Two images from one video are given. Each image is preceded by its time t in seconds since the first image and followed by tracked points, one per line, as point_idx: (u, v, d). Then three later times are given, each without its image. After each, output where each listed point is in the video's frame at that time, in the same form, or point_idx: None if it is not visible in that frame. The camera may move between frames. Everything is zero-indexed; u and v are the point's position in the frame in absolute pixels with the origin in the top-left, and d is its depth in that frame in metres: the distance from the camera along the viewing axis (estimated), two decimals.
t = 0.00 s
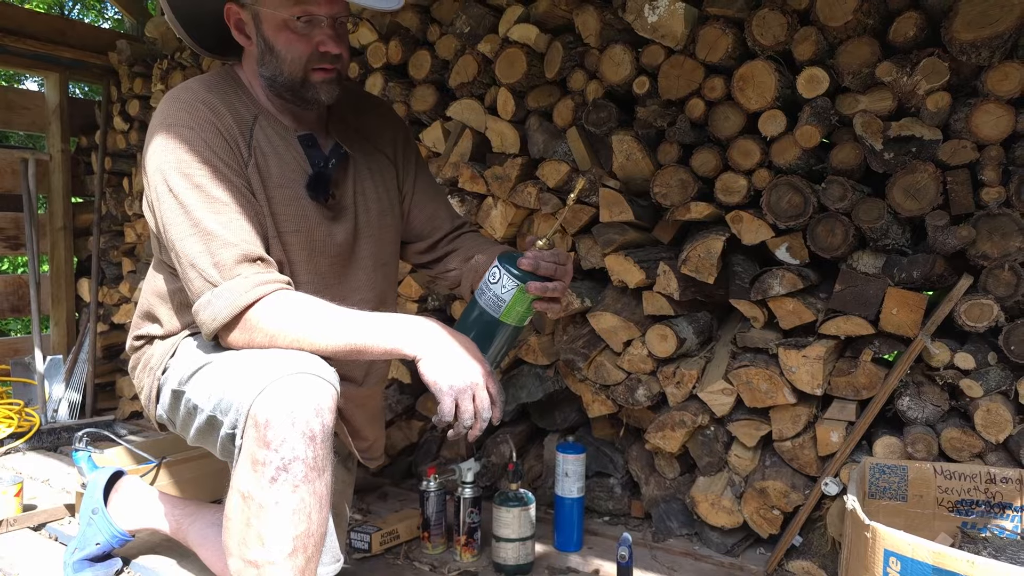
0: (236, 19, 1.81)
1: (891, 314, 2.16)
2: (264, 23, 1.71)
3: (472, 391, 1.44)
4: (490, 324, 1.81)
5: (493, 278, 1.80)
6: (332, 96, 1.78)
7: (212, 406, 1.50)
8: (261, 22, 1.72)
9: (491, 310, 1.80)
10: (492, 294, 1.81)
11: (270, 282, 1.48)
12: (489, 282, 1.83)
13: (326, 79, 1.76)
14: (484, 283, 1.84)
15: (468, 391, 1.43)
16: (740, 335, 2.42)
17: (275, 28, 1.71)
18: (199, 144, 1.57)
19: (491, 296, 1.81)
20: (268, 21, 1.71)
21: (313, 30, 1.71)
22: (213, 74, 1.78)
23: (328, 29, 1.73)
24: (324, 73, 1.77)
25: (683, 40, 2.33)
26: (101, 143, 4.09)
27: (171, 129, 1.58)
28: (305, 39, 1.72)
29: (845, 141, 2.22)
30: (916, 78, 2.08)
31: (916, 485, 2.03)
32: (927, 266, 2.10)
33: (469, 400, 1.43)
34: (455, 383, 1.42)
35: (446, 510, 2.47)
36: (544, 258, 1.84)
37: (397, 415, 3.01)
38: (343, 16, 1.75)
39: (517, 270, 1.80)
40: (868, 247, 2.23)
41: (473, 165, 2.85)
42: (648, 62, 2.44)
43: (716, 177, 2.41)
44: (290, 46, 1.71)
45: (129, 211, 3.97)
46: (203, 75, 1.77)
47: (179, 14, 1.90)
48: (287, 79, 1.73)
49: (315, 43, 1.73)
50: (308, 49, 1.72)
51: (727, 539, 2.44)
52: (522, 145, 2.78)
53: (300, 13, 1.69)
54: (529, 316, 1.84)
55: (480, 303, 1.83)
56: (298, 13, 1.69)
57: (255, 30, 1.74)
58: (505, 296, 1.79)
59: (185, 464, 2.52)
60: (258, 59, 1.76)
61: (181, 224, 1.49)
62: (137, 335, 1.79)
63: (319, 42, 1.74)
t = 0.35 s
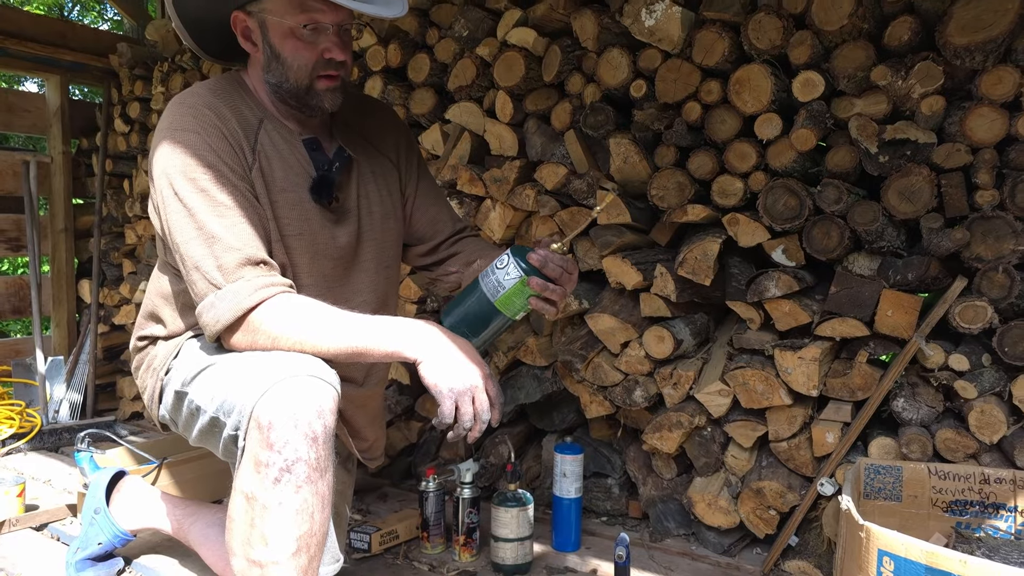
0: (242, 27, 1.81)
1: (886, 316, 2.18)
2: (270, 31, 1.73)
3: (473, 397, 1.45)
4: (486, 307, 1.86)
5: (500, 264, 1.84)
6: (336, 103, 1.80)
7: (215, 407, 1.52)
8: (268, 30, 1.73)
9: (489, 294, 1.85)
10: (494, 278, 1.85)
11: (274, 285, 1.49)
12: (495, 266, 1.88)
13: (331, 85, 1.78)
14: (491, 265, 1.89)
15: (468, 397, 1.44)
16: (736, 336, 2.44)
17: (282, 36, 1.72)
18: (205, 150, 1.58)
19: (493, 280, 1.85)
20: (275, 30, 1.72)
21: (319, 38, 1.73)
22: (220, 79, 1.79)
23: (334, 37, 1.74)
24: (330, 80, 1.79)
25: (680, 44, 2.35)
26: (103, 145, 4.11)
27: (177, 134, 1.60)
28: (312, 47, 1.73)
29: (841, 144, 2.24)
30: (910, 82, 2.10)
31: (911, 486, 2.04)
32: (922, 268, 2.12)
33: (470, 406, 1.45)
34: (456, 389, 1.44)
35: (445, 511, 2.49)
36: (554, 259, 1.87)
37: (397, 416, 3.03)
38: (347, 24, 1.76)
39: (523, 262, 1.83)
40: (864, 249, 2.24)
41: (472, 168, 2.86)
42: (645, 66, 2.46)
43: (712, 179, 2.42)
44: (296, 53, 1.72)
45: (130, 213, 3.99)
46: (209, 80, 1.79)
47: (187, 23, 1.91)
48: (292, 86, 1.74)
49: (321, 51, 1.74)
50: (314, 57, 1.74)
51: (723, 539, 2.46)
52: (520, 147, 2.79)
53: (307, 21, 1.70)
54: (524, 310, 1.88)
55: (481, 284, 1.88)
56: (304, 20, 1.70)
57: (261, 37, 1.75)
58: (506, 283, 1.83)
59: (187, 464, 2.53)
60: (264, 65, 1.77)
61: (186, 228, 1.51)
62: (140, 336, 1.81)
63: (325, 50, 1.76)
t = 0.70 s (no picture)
0: (262, 48, 1.89)
1: (872, 322, 2.26)
2: (289, 52, 1.81)
3: (474, 401, 1.54)
4: (482, 283, 1.98)
5: (503, 246, 1.96)
6: (349, 121, 1.88)
7: (232, 408, 1.60)
8: (286, 51, 1.82)
9: (487, 270, 1.97)
10: (495, 256, 1.97)
11: (290, 292, 1.58)
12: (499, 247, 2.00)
13: (345, 102, 1.86)
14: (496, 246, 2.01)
15: (469, 402, 1.53)
16: (728, 341, 2.53)
17: (300, 57, 1.81)
18: (226, 165, 1.67)
19: (493, 257, 1.97)
20: (293, 51, 1.81)
21: (334, 59, 1.82)
22: (239, 97, 1.88)
23: (348, 58, 1.84)
24: (344, 99, 1.88)
25: (673, 58, 2.43)
26: (114, 152, 4.21)
27: (199, 150, 1.68)
28: (327, 68, 1.82)
29: (828, 156, 2.33)
30: (894, 97, 2.19)
31: (894, 486, 2.12)
32: (907, 276, 2.20)
33: (470, 409, 1.54)
34: (459, 393, 1.52)
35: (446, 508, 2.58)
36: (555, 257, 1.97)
37: (400, 416, 3.12)
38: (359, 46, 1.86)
39: (523, 248, 1.94)
40: (851, 257, 2.32)
41: (472, 176, 2.96)
42: (640, 79, 2.55)
43: (705, 189, 2.51)
44: (313, 73, 1.81)
45: (139, 218, 4.09)
46: (229, 97, 1.88)
47: (211, 46, 2.01)
48: (308, 104, 1.83)
49: (336, 72, 1.83)
50: (329, 77, 1.82)
51: (715, 537, 2.54)
52: (519, 157, 2.88)
53: (324, 44, 1.80)
54: (516, 295, 1.97)
55: (483, 260, 2.00)
56: (322, 43, 1.80)
57: (281, 58, 1.83)
58: (503, 260, 1.94)
59: (198, 462, 2.62)
60: (280, 83, 1.86)
61: (208, 238, 1.60)
62: (159, 339, 1.89)
63: (340, 71, 1.85)
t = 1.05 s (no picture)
0: (287, 85, 2.03)
1: (856, 334, 2.39)
2: (313, 90, 1.97)
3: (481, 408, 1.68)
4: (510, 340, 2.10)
5: (520, 303, 2.06)
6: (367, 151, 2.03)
7: (259, 415, 1.74)
8: (311, 88, 1.98)
9: (513, 330, 2.08)
10: (516, 316, 2.07)
11: (312, 310, 1.72)
12: (513, 306, 2.08)
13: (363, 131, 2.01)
14: (508, 305, 2.09)
15: (477, 409, 1.67)
16: (720, 351, 2.66)
17: (323, 94, 1.97)
18: (254, 192, 1.81)
19: (515, 319, 2.07)
20: (318, 88, 1.97)
21: (354, 95, 1.97)
22: (264, 127, 2.02)
23: (366, 93, 1.98)
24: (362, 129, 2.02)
25: (668, 81, 2.56)
26: (131, 164, 4.35)
27: (230, 178, 1.82)
28: (348, 102, 1.97)
29: (815, 176, 2.45)
30: (877, 121, 2.31)
31: (876, 489, 2.24)
32: (889, 290, 2.33)
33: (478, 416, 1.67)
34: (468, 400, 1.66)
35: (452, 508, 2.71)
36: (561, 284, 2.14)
37: (406, 420, 3.25)
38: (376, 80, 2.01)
39: (542, 300, 2.07)
40: (837, 271, 2.44)
41: (477, 192, 3.09)
42: (637, 101, 2.68)
43: (698, 206, 2.64)
44: (334, 108, 1.96)
45: (156, 227, 4.23)
46: (254, 127, 2.02)
47: (239, 82, 2.15)
48: (329, 135, 1.97)
49: (356, 105, 1.98)
50: (349, 110, 1.97)
51: (708, 536, 2.67)
52: (521, 173, 3.00)
53: (346, 81, 1.95)
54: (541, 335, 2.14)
55: (502, 323, 2.08)
56: (343, 81, 1.95)
57: (304, 94, 1.99)
58: (530, 320, 2.06)
59: (218, 463, 2.76)
60: (303, 116, 2.01)
61: (237, 260, 1.73)
62: (188, 351, 2.03)
63: (359, 105, 2.00)
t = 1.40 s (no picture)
0: (304, 106, 2.18)
1: (844, 339, 2.51)
2: (327, 112, 2.11)
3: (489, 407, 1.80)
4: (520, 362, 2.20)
5: (528, 326, 2.16)
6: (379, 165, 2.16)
7: (283, 413, 1.87)
8: (326, 109, 2.12)
9: (524, 352, 2.19)
10: (526, 339, 2.18)
11: (332, 317, 1.85)
12: (522, 330, 2.18)
13: (375, 147, 2.14)
14: (517, 329, 2.18)
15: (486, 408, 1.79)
16: (716, 355, 2.78)
17: (336, 114, 2.10)
18: (278, 206, 1.94)
19: (525, 342, 2.17)
20: (331, 109, 2.11)
21: (365, 114, 2.10)
22: (286, 146, 2.16)
23: (377, 112, 2.11)
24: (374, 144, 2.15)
25: (666, 97, 2.67)
26: (149, 171, 4.50)
27: (256, 193, 1.96)
28: (360, 121, 2.10)
29: (807, 188, 2.57)
30: (866, 137, 2.43)
31: (862, 486, 2.36)
32: (876, 297, 2.46)
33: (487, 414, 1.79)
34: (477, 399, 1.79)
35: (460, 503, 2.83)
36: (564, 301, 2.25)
37: (415, 420, 3.38)
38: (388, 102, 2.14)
39: (549, 322, 2.18)
40: (828, 279, 2.55)
41: (483, 201, 3.22)
42: (636, 115, 2.80)
43: (695, 216, 2.76)
44: (347, 127, 2.10)
45: (172, 232, 4.38)
46: (276, 145, 2.16)
47: (263, 105, 2.28)
48: (344, 151, 2.11)
49: (367, 124, 2.11)
50: (360, 128, 2.10)
51: (704, 532, 2.79)
52: (525, 184, 3.13)
53: (357, 103, 2.09)
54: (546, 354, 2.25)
55: (512, 346, 2.18)
56: (355, 102, 2.09)
57: (320, 115, 2.13)
58: (538, 343, 2.17)
59: (236, 459, 2.89)
60: (320, 135, 2.15)
61: (262, 270, 1.87)
62: (215, 354, 2.16)
63: (371, 124, 2.13)
